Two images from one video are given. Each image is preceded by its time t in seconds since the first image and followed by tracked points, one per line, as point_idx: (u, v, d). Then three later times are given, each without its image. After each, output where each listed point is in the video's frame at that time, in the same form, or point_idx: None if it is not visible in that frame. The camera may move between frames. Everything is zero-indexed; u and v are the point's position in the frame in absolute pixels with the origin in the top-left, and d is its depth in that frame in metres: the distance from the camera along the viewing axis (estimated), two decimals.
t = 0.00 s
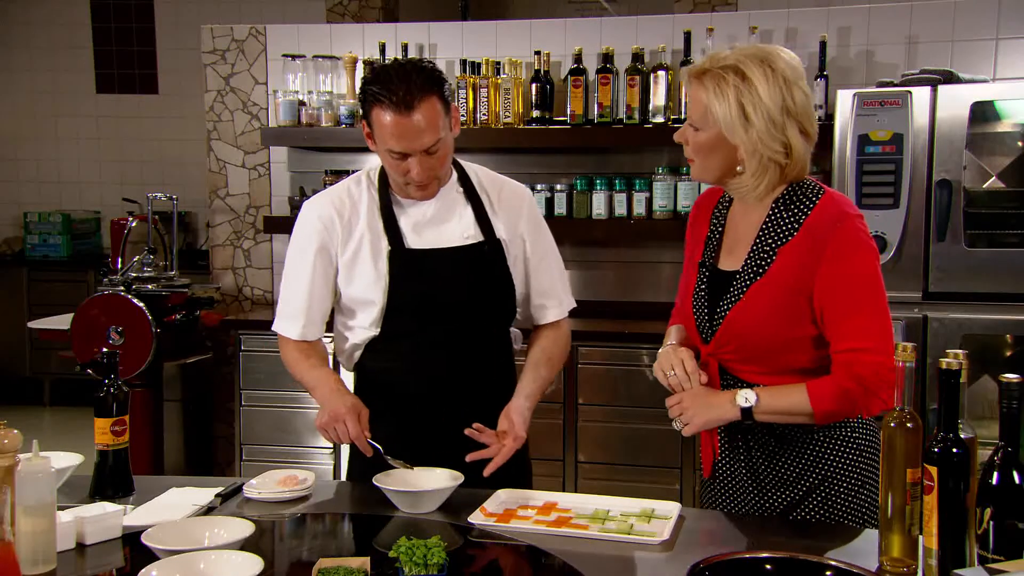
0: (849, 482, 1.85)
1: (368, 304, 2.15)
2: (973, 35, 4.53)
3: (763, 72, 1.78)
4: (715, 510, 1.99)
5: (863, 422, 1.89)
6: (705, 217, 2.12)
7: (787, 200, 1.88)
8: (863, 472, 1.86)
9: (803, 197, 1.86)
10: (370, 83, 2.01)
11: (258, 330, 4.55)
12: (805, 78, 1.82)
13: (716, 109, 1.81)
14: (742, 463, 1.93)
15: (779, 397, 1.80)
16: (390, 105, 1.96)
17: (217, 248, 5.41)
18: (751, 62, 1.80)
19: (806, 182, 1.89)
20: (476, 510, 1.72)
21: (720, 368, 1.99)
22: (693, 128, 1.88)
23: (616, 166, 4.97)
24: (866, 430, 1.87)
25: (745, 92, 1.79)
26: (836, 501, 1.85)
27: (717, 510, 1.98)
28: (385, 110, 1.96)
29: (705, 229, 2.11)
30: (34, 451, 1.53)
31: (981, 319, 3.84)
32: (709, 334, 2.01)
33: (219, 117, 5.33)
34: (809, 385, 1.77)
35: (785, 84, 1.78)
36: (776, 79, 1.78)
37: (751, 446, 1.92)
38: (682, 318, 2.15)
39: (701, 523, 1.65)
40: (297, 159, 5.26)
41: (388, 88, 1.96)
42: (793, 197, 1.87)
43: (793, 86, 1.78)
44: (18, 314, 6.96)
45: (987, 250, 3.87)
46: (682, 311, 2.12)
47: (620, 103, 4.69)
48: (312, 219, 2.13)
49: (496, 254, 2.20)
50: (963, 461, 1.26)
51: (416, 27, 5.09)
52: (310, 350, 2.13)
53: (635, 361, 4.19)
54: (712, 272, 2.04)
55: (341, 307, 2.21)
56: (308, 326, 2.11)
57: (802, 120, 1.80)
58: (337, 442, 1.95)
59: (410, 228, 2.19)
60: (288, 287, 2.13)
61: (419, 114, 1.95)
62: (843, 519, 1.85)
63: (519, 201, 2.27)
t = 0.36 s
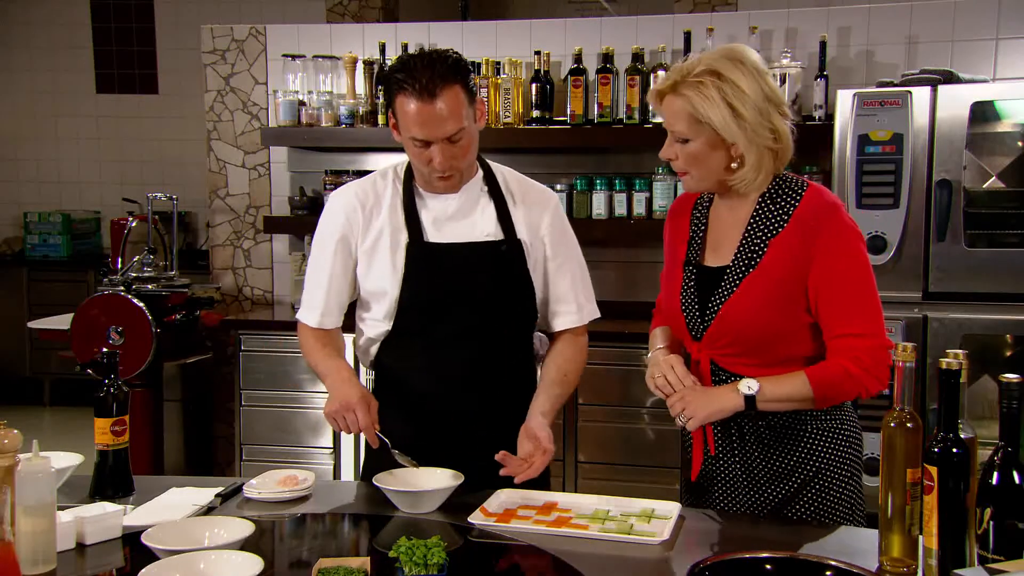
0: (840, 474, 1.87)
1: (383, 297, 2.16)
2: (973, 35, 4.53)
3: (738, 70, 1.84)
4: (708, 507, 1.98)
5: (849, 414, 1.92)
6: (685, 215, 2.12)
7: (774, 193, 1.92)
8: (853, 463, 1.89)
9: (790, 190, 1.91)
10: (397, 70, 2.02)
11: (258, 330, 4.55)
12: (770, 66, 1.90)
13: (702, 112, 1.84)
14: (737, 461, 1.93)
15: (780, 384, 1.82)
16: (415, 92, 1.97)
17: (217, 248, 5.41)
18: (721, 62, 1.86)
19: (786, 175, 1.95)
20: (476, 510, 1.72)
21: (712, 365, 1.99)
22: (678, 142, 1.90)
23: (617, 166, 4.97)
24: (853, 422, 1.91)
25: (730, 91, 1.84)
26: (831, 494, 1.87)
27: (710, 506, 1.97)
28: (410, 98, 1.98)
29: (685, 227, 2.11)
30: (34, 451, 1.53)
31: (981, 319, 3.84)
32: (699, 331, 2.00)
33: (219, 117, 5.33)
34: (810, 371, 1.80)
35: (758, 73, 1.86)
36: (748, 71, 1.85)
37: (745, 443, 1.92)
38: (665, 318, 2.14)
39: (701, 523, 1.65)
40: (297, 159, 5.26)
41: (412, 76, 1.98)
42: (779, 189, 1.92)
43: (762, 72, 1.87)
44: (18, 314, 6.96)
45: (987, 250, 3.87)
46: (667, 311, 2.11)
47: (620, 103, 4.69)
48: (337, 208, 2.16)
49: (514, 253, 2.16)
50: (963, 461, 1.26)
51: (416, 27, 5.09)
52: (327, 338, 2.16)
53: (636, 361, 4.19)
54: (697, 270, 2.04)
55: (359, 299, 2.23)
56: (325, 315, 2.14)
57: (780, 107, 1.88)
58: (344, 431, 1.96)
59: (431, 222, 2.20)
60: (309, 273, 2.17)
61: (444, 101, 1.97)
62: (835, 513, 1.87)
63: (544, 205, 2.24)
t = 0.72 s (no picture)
0: (844, 466, 1.87)
1: (385, 294, 2.19)
2: (973, 35, 4.53)
3: (728, 59, 1.85)
4: (711, 507, 1.96)
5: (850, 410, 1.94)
6: (681, 210, 2.11)
7: (770, 187, 1.93)
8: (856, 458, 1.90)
9: (785, 183, 1.92)
10: (398, 64, 2.03)
11: (258, 330, 4.55)
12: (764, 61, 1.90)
13: (698, 101, 1.84)
14: (744, 460, 1.92)
15: (777, 368, 1.83)
16: (418, 84, 1.98)
17: (217, 248, 5.41)
18: (716, 54, 1.86)
19: (778, 169, 1.96)
20: (477, 510, 1.72)
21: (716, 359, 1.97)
22: (673, 134, 1.91)
23: (616, 166, 4.97)
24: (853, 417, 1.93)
25: (724, 79, 1.84)
26: (837, 490, 1.87)
27: (713, 506, 1.94)
28: (413, 90, 1.99)
29: (679, 223, 2.10)
30: (34, 451, 1.53)
31: (981, 319, 3.84)
32: (701, 327, 1.99)
33: (219, 117, 5.33)
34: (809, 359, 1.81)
35: (750, 67, 1.86)
36: (741, 61, 1.85)
37: (752, 441, 1.91)
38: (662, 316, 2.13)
39: (700, 523, 1.65)
40: (297, 159, 5.25)
41: (414, 68, 1.99)
42: (776, 183, 1.93)
43: (755, 66, 1.86)
44: (18, 314, 6.97)
45: (987, 250, 3.87)
46: (665, 308, 2.09)
47: (620, 103, 4.69)
48: (343, 209, 2.21)
49: (512, 250, 2.16)
50: (963, 461, 1.26)
51: (416, 27, 5.09)
52: (341, 338, 2.20)
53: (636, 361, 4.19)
54: (696, 266, 2.03)
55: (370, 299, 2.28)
56: (333, 313, 2.19)
57: (772, 98, 1.89)
58: (346, 429, 1.96)
59: (432, 219, 2.21)
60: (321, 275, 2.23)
61: (445, 92, 1.98)
62: (840, 506, 1.87)
63: (548, 201, 2.21)
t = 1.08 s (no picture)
0: (853, 475, 1.86)
1: (379, 294, 2.19)
2: (973, 35, 4.53)
3: (761, 54, 1.87)
4: (718, 508, 1.98)
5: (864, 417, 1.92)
6: (702, 211, 2.13)
7: (792, 188, 1.93)
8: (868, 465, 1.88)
9: (808, 186, 1.91)
10: (397, 62, 2.05)
11: (258, 330, 4.55)
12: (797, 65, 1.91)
13: (721, 91, 1.88)
14: (751, 462, 1.92)
15: (794, 373, 1.83)
16: (417, 81, 2.00)
17: (217, 248, 5.41)
18: (750, 45, 1.89)
19: (804, 171, 1.95)
20: (476, 510, 1.72)
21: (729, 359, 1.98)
22: (695, 117, 1.94)
23: (616, 166, 4.97)
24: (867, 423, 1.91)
25: (747, 70, 1.87)
26: (845, 497, 1.86)
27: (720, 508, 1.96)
28: (414, 86, 2.00)
29: (701, 222, 2.12)
30: (34, 451, 1.53)
31: (981, 319, 3.84)
32: (715, 325, 2.00)
33: (219, 117, 5.33)
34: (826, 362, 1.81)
35: (784, 65, 1.87)
36: (777, 60, 1.86)
37: (759, 444, 1.91)
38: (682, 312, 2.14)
39: (700, 523, 1.65)
40: (297, 159, 5.25)
41: (415, 64, 2.00)
42: (798, 185, 1.92)
43: (788, 65, 1.87)
44: (18, 314, 6.97)
45: (987, 250, 3.87)
46: (683, 306, 2.11)
47: (620, 103, 4.69)
48: (337, 205, 2.20)
49: (508, 250, 2.16)
50: (963, 461, 1.26)
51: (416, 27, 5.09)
52: (331, 337, 2.18)
53: (636, 361, 4.18)
54: (714, 264, 2.04)
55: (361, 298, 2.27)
56: (325, 313, 2.17)
57: (800, 103, 1.87)
58: (354, 434, 1.97)
59: (428, 219, 2.21)
60: (313, 273, 2.21)
61: (445, 88, 1.98)
62: (850, 516, 1.86)
63: (543, 199, 2.21)
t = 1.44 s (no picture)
0: (857, 479, 1.86)
1: (368, 297, 2.14)
2: (973, 35, 4.53)
3: (797, 76, 1.80)
4: (719, 507, 1.98)
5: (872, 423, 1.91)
6: (716, 210, 2.13)
7: (808, 195, 1.91)
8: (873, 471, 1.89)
9: (825, 192, 1.90)
10: (385, 67, 2.08)
11: (258, 330, 4.55)
12: (835, 92, 1.84)
13: (743, 103, 1.85)
14: (753, 462, 1.93)
15: (805, 379, 1.81)
16: (412, 83, 2.03)
17: (217, 248, 5.41)
18: (787, 62, 1.82)
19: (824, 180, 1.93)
20: (476, 510, 1.72)
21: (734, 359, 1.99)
22: (715, 113, 1.92)
23: (616, 166, 4.97)
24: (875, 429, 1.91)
25: (776, 92, 1.82)
26: (847, 500, 1.86)
27: (721, 507, 1.97)
28: (408, 88, 2.03)
29: (715, 221, 2.12)
30: (34, 450, 1.53)
31: (981, 319, 3.84)
32: (725, 326, 2.00)
33: (219, 117, 5.33)
34: (836, 371, 1.80)
35: (815, 92, 1.81)
36: (809, 86, 1.80)
37: (763, 445, 1.91)
38: (692, 309, 2.14)
39: (701, 523, 1.65)
40: (297, 159, 5.25)
41: (409, 66, 2.04)
42: (815, 193, 1.90)
43: (823, 94, 1.81)
44: (18, 314, 6.97)
45: (987, 250, 3.87)
46: (693, 304, 2.12)
47: (620, 103, 4.69)
48: (318, 208, 2.12)
49: (496, 250, 2.19)
50: (963, 461, 1.26)
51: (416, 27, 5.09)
52: (309, 343, 2.09)
53: (636, 361, 4.18)
54: (725, 264, 2.04)
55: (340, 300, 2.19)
56: (308, 319, 2.08)
57: (823, 131, 1.83)
58: (345, 433, 1.90)
59: (415, 223, 2.20)
60: (289, 277, 2.11)
61: (440, 90, 2.03)
62: (851, 519, 1.86)
63: (522, 202, 2.27)
